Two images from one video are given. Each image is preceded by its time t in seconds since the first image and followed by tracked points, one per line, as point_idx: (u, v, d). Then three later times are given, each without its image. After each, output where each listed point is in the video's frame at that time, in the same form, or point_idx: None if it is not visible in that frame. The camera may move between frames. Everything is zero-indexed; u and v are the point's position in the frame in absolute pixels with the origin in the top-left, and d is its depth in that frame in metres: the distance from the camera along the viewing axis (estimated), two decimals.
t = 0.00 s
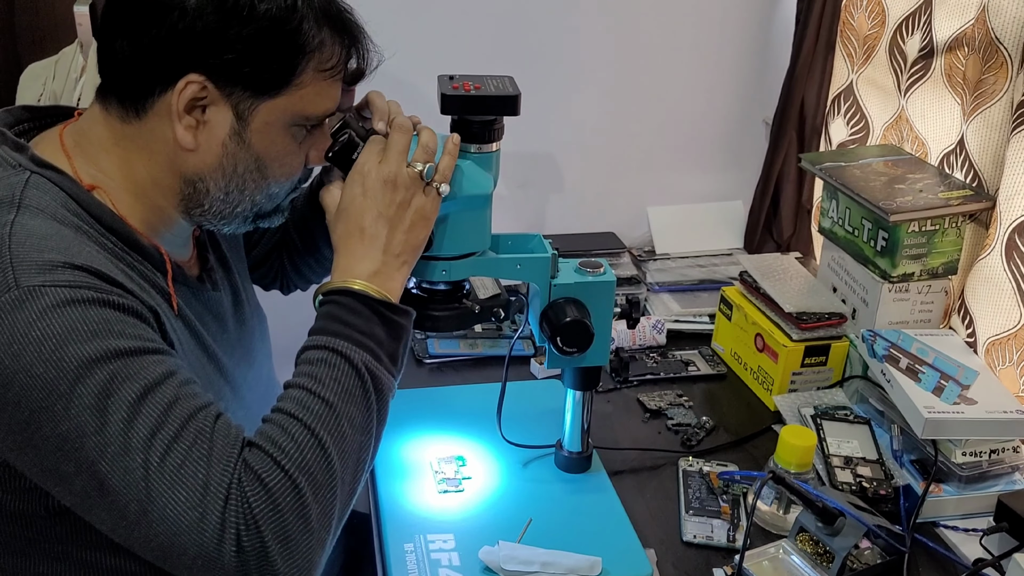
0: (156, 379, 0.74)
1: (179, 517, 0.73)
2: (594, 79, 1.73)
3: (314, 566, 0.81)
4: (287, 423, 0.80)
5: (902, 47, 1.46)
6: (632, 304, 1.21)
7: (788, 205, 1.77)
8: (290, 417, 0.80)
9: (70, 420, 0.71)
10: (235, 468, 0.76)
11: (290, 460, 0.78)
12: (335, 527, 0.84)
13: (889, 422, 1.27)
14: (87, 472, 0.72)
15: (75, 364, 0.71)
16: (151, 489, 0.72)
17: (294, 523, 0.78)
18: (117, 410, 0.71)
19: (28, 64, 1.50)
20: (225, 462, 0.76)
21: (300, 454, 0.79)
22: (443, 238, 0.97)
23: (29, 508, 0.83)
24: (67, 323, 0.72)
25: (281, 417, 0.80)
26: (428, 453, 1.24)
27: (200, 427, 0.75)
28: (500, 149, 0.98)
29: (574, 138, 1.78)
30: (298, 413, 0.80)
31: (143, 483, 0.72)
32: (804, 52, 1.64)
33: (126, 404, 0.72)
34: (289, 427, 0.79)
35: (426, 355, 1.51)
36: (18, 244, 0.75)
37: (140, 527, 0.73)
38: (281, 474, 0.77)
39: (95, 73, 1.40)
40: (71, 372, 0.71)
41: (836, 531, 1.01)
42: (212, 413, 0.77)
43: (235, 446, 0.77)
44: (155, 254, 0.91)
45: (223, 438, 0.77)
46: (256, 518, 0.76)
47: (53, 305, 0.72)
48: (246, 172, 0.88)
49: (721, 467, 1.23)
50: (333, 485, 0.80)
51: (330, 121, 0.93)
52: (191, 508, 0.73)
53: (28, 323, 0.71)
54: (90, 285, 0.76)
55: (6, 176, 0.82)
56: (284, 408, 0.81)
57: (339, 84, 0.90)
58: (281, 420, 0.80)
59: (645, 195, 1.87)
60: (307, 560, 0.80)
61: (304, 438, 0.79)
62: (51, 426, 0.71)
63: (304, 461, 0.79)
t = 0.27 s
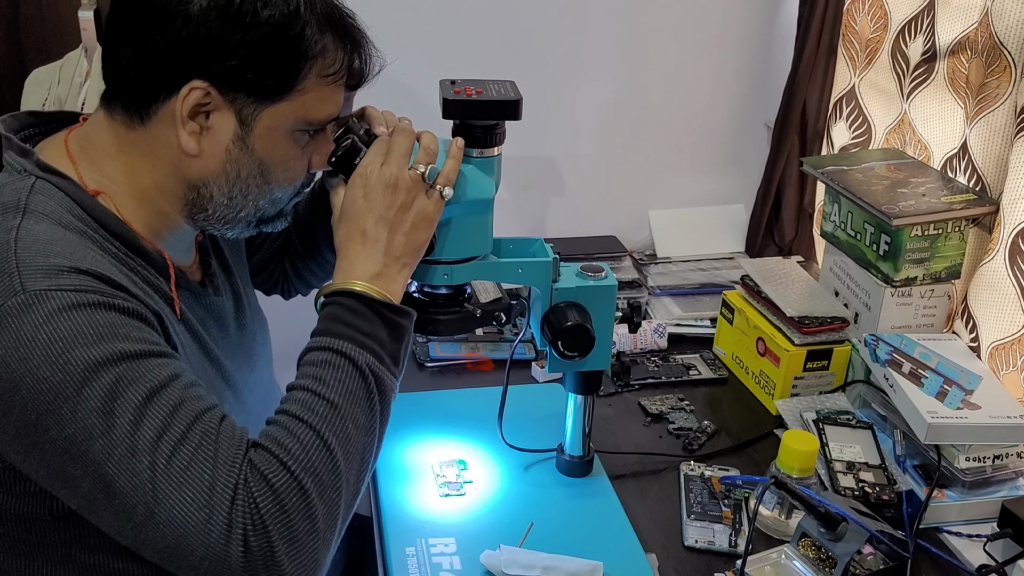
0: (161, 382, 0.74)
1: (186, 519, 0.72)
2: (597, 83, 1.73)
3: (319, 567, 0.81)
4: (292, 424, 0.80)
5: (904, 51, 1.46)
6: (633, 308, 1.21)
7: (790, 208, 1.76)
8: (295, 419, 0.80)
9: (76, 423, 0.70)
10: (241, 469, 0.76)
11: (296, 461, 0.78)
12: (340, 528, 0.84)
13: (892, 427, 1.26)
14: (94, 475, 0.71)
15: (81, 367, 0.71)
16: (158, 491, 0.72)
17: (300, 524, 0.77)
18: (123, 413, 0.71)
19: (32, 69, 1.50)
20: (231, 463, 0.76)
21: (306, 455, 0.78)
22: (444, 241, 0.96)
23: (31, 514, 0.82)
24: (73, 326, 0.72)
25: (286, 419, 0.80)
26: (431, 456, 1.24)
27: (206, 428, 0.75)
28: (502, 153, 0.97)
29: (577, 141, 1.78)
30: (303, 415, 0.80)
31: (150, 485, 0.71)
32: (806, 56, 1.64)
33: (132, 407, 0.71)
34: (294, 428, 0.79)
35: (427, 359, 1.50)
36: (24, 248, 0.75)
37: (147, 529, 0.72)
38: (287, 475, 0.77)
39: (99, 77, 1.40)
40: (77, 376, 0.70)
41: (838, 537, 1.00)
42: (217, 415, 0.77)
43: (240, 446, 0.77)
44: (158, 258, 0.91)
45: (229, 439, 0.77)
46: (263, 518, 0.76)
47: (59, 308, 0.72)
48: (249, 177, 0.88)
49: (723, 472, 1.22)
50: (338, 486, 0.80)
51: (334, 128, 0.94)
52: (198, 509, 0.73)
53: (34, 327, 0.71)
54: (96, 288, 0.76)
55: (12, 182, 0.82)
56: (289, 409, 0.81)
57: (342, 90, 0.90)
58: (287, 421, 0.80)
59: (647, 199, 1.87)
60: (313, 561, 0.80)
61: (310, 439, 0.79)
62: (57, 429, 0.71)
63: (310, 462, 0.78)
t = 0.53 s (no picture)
0: (157, 385, 0.74)
1: (180, 522, 0.73)
2: (595, 85, 1.73)
3: (314, 570, 0.82)
4: (288, 427, 0.80)
5: (903, 54, 1.46)
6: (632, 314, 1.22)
7: (789, 211, 1.77)
8: (291, 422, 0.80)
9: (71, 425, 0.71)
10: (236, 472, 0.76)
11: (291, 464, 0.78)
12: (335, 532, 0.84)
13: (890, 429, 1.27)
14: (89, 477, 0.72)
15: (77, 370, 0.71)
16: (153, 494, 0.72)
17: (295, 527, 0.78)
18: (118, 415, 0.71)
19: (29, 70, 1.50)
20: (226, 467, 0.76)
21: (301, 459, 0.79)
22: (442, 243, 0.97)
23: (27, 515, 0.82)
24: (68, 328, 0.72)
25: (282, 422, 0.81)
26: (429, 458, 1.24)
27: (201, 432, 0.76)
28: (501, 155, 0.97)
29: (575, 144, 1.78)
30: (299, 418, 0.80)
31: (145, 488, 0.72)
32: (805, 58, 1.64)
33: (128, 409, 0.72)
34: (290, 432, 0.80)
35: (426, 361, 1.51)
36: (20, 250, 0.75)
37: (141, 532, 0.73)
38: (282, 478, 0.78)
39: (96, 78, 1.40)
40: (72, 378, 0.71)
41: (836, 538, 1.00)
42: (212, 419, 0.78)
43: (236, 450, 0.78)
44: (155, 260, 0.91)
45: (224, 442, 0.77)
46: (257, 522, 0.76)
47: (54, 310, 0.72)
48: (247, 178, 0.88)
49: (721, 474, 1.23)
50: (333, 489, 0.81)
51: (332, 129, 0.94)
52: (193, 512, 0.73)
53: (29, 329, 0.71)
54: (92, 291, 0.76)
55: (8, 182, 0.82)
56: (285, 412, 0.81)
57: (341, 91, 0.90)
58: (283, 425, 0.80)
59: (645, 201, 1.87)
60: (307, 565, 0.80)
61: (305, 443, 0.79)
62: (52, 431, 0.71)
63: (306, 465, 0.79)
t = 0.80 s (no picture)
0: (154, 387, 0.74)
1: (177, 526, 0.72)
2: (595, 88, 1.73)
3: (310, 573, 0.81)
4: (285, 430, 0.80)
5: (903, 56, 1.46)
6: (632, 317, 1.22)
7: (788, 213, 1.77)
8: (287, 425, 0.80)
9: (68, 427, 0.70)
10: (233, 475, 0.76)
11: (288, 468, 0.78)
12: (332, 535, 0.84)
13: (890, 432, 1.27)
14: (85, 480, 0.71)
15: (73, 372, 0.70)
16: (149, 497, 0.71)
17: (292, 531, 0.77)
18: (115, 418, 0.71)
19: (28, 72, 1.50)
20: (223, 470, 0.76)
21: (298, 462, 0.78)
22: (441, 245, 0.96)
23: (24, 518, 0.82)
24: (65, 330, 0.71)
25: (278, 425, 0.80)
26: (427, 461, 1.24)
27: (198, 434, 0.75)
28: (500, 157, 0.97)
29: (574, 146, 1.78)
30: (295, 421, 0.80)
31: (141, 491, 0.71)
32: (805, 60, 1.64)
33: (124, 412, 0.71)
34: (286, 435, 0.79)
35: (425, 364, 1.50)
36: (17, 251, 0.74)
37: (138, 535, 0.72)
38: (279, 482, 0.77)
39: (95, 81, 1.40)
40: (69, 380, 0.70)
41: (836, 542, 1.00)
42: (209, 421, 0.77)
43: (233, 453, 0.77)
44: (154, 262, 0.91)
45: (221, 445, 0.77)
46: (254, 525, 0.75)
47: (52, 312, 0.72)
48: (247, 181, 0.88)
49: (720, 477, 1.22)
50: (330, 492, 0.80)
51: (331, 130, 0.93)
52: (189, 516, 0.73)
53: (26, 330, 0.70)
54: (90, 293, 0.75)
55: (6, 184, 0.82)
56: (281, 415, 0.81)
57: (340, 93, 0.90)
58: (279, 428, 0.80)
59: (645, 203, 1.87)
60: (303, 568, 0.80)
61: (302, 446, 0.79)
62: (49, 433, 0.71)
63: (303, 468, 0.78)
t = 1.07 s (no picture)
0: (153, 391, 0.73)
1: (176, 530, 0.72)
2: (595, 91, 1.73)
3: None
4: (282, 435, 0.79)
5: (902, 58, 1.46)
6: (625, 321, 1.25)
7: (788, 216, 1.76)
8: (285, 429, 0.80)
9: (67, 430, 0.70)
10: (231, 480, 0.76)
11: (286, 472, 0.77)
12: (331, 539, 0.83)
13: (890, 436, 1.26)
14: (84, 484, 0.71)
15: (72, 375, 0.70)
16: (148, 500, 0.71)
17: (291, 535, 0.77)
18: (114, 422, 0.70)
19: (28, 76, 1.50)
20: (222, 474, 0.75)
21: (296, 465, 0.78)
22: (439, 248, 0.96)
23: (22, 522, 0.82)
24: (64, 334, 0.71)
25: (276, 429, 0.80)
26: (427, 464, 1.23)
27: (197, 438, 0.75)
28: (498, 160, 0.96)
29: (574, 150, 1.78)
30: (293, 424, 0.79)
31: (141, 495, 0.71)
32: (804, 63, 1.64)
33: (123, 416, 0.71)
34: (284, 439, 0.79)
35: (424, 367, 1.50)
36: (17, 255, 0.74)
37: (137, 538, 0.72)
38: (278, 487, 0.77)
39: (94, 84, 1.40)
40: (67, 384, 0.70)
41: (836, 546, 1.00)
42: (208, 425, 0.77)
43: (231, 457, 0.77)
44: (153, 265, 0.91)
45: (220, 449, 0.76)
46: (252, 530, 0.75)
47: (50, 316, 0.71)
48: (246, 185, 0.88)
49: (720, 481, 1.21)
50: (329, 496, 0.80)
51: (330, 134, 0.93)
52: (189, 519, 0.72)
53: (25, 334, 0.70)
54: (89, 296, 0.75)
55: (5, 188, 0.81)
56: (280, 419, 0.80)
57: (339, 97, 0.89)
58: (277, 431, 0.80)
59: (644, 206, 1.87)
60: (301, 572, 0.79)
61: (300, 450, 0.78)
62: (47, 437, 0.70)
63: (302, 472, 0.78)
